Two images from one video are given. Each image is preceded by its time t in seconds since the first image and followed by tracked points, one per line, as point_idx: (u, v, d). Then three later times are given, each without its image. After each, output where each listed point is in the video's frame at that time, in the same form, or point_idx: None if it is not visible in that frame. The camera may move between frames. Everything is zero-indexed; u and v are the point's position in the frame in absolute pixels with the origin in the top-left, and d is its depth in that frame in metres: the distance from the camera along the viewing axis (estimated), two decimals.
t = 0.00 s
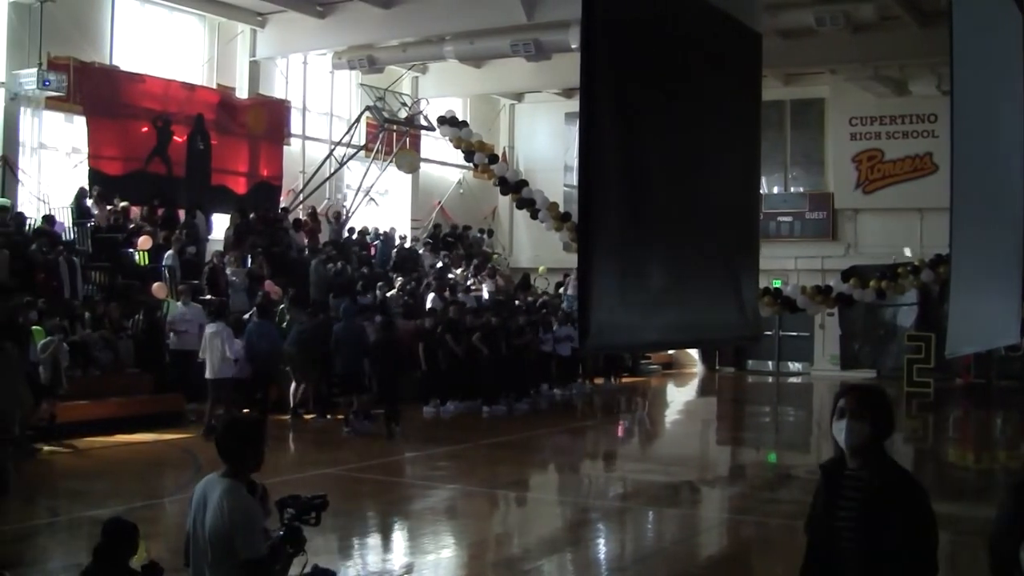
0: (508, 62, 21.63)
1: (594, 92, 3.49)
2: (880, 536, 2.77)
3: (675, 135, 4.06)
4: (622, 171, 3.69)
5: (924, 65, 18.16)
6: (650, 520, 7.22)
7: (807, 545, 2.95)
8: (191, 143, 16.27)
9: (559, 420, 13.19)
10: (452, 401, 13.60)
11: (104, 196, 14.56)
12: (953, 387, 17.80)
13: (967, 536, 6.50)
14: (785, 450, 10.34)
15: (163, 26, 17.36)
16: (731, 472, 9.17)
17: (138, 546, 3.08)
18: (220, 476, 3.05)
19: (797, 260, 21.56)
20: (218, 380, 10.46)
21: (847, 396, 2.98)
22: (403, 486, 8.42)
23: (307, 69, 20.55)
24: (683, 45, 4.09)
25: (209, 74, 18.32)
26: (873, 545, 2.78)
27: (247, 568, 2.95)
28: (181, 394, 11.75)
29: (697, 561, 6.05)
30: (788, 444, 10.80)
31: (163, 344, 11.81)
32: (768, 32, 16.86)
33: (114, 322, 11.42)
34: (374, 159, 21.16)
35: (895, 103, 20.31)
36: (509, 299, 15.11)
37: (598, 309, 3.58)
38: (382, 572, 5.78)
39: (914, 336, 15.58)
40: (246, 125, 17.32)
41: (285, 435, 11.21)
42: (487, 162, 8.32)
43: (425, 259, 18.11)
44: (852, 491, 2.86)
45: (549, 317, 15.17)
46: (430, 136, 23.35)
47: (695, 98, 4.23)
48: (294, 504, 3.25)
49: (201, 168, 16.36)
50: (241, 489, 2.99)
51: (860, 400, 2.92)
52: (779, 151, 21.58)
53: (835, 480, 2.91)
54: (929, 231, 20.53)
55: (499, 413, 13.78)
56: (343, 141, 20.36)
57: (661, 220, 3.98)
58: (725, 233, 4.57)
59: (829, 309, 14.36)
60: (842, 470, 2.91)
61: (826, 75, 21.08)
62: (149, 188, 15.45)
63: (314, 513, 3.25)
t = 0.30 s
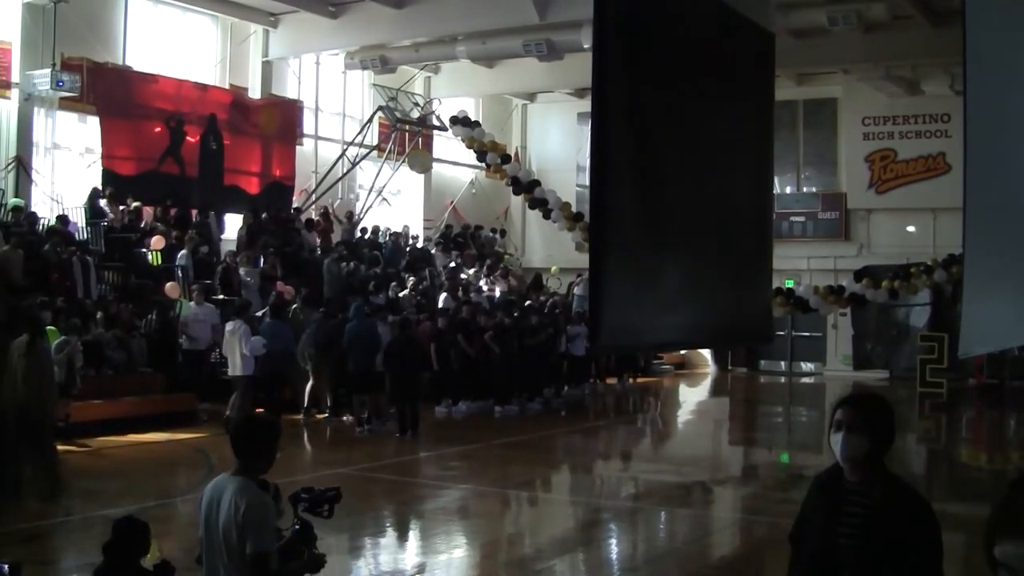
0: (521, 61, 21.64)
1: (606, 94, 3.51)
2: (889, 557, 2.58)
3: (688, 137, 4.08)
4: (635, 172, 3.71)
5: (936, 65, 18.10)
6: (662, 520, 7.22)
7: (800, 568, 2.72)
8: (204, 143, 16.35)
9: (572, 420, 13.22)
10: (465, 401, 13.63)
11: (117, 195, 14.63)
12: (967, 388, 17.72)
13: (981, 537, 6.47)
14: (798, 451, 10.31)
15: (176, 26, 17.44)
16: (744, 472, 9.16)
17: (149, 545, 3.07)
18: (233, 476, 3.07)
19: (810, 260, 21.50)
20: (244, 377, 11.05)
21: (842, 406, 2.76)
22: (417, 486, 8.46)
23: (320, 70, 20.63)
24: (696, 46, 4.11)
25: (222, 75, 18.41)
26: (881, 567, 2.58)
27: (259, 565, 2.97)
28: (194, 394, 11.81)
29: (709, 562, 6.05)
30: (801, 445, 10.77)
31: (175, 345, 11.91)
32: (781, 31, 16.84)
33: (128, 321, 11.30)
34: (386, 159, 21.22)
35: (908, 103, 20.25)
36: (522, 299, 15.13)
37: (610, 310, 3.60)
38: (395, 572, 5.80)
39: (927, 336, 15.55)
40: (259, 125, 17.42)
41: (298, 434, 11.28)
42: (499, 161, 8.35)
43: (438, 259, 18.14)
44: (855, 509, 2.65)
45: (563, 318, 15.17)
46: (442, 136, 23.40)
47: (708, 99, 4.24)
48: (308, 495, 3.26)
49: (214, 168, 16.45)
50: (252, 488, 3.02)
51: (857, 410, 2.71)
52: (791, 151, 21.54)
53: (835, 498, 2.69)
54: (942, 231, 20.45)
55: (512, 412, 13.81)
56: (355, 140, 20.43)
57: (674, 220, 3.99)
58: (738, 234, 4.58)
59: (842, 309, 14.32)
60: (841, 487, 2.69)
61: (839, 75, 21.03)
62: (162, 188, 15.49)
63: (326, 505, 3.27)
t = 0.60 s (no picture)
0: (535, 62, 21.66)
1: (618, 94, 3.52)
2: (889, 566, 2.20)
3: (700, 137, 4.09)
4: (646, 172, 3.72)
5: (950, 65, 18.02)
6: (674, 520, 7.23)
7: None
8: (217, 143, 16.45)
9: (585, 420, 13.25)
10: (477, 401, 13.66)
11: (131, 196, 14.74)
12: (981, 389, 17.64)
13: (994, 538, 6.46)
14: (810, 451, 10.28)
15: (190, 27, 17.53)
16: (757, 473, 9.15)
17: (163, 545, 3.10)
18: (244, 476, 3.10)
19: (824, 261, 21.44)
20: (261, 378, 10.79)
21: (821, 417, 2.36)
22: (428, 487, 8.48)
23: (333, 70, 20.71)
24: (708, 46, 4.11)
25: (236, 75, 18.50)
26: None
27: (275, 562, 3.01)
28: (207, 394, 11.88)
29: (722, 562, 6.06)
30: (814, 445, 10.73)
31: (189, 345, 11.98)
32: (794, 32, 16.81)
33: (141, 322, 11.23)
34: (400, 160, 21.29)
35: (922, 103, 20.18)
36: (535, 299, 15.15)
37: (621, 309, 3.61)
38: (407, 572, 5.83)
39: (941, 337, 15.50)
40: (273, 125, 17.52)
41: (310, 434, 11.34)
42: (512, 162, 8.36)
43: (452, 259, 18.19)
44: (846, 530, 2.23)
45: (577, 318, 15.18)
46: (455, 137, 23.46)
47: (720, 100, 4.25)
48: (320, 484, 3.29)
49: (228, 169, 16.55)
50: (263, 488, 3.05)
51: (840, 420, 2.31)
52: (805, 151, 21.48)
53: (818, 516, 2.26)
54: (956, 231, 20.38)
55: (525, 413, 13.83)
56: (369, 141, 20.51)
57: (686, 221, 4.00)
58: (751, 235, 4.59)
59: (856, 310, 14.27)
60: (826, 502, 2.27)
61: (853, 75, 20.96)
62: (176, 187, 15.59)
63: (339, 495, 3.30)
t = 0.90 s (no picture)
0: (550, 62, 21.66)
1: (632, 95, 3.52)
2: None
3: (714, 137, 4.09)
4: (659, 171, 3.72)
5: (965, 65, 17.93)
6: (686, 522, 7.23)
7: None
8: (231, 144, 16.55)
9: (599, 421, 13.28)
10: (490, 401, 13.69)
11: (145, 196, 14.84)
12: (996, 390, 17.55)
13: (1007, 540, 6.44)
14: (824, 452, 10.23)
15: (204, 28, 17.61)
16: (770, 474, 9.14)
17: (177, 545, 3.14)
18: (257, 477, 3.12)
19: (838, 261, 21.37)
20: (278, 377, 10.91)
21: (777, 421, 2.21)
22: (441, 487, 8.51)
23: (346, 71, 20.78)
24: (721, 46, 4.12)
25: (249, 75, 18.59)
26: None
27: (291, 561, 3.05)
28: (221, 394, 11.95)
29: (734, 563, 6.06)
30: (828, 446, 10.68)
31: (202, 345, 12.05)
32: (808, 31, 16.76)
33: (154, 323, 11.25)
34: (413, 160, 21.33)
35: (936, 103, 20.09)
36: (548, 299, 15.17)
37: (635, 309, 3.62)
38: (421, 572, 5.86)
39: (956, 337, 15.43)
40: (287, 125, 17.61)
41: (323, 434, 11.38)
42: (525, 162, 8.37)
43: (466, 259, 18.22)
44: (799, 546, 2.14)
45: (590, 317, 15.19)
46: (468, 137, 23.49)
47: (735, 100, 4.26)
48: (332, 477, 3.31)
49: (242, 169, 16.65)
50: (277, 487, 3.08)
51: (798, 427, 2.17)
52: (819, 151, 21.41)
53: (771, 528, 2.17)
54: (970, 232, 20.30)
55: (538, 413, 13.85)
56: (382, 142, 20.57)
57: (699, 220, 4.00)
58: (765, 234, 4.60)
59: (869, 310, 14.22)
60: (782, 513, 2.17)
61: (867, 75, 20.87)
62: (190, 188, 15.70)
63: (352, 487, 3.33)
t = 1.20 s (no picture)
0: (562, 63, 21.70)
1: (644, 95, 3.54)
2: None
3: (727, 137, 4.10)
4: (672, 171, 3.74)
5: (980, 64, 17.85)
6: (699, 522, 7.23)
7: None
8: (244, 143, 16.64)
9: (612, 420, 13.29)
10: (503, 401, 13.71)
11: (158, 196, 14.93)
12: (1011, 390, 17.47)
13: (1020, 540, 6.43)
14: (837, 453, 10.20)
15: (217, 27, 17.69)
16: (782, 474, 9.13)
17: (190, 545, 3.17)
18: (272, 477, 3.16)
19: (851, 261, 21.32)
20: (297, 376, 10.95)
21: (728, 437, 1.88)
22: (453, 486, 8.53)
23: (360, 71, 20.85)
24: (735, 45, 4.12)
25: (263, 75, 18.67)
26: None
27: (306, 561, 3.07)
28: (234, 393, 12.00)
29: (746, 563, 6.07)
30: (841, 447, 10.65)
31: (216, 345, 12.11)
32: (821, 31, 16.72)
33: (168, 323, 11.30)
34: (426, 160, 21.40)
35: (951, 103, 20.01)
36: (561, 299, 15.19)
37: (648, 309, 3.63)
38: (434, 572, 5.89)
39: (969, 338, 15.37)
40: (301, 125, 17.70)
41: (336, 433, 11.42)
42: (538, 163, 8.38)
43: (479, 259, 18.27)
44: None
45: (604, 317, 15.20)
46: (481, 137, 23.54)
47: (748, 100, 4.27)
48: (347, 474, 3.35)
49: (255, 169, 16.74)
50: (290, 487, 3.11)
51: (749, 439, 1.84)
52: (833, 151, 21.34)
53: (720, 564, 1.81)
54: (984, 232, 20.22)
55: (551, 412, 13.87)
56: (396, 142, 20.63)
57: (712, 220, 4.01)
58: (778, 233, 4.60)
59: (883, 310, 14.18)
60: (731, 539, 1.81)
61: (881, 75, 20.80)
62: (204, 188, 15.80)
63: (365, 484, 3.36)
